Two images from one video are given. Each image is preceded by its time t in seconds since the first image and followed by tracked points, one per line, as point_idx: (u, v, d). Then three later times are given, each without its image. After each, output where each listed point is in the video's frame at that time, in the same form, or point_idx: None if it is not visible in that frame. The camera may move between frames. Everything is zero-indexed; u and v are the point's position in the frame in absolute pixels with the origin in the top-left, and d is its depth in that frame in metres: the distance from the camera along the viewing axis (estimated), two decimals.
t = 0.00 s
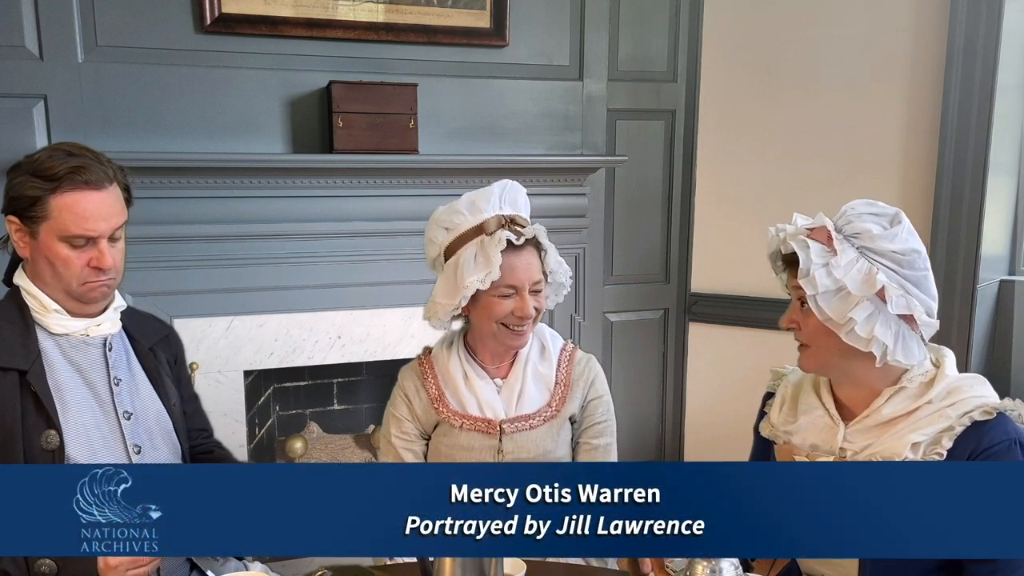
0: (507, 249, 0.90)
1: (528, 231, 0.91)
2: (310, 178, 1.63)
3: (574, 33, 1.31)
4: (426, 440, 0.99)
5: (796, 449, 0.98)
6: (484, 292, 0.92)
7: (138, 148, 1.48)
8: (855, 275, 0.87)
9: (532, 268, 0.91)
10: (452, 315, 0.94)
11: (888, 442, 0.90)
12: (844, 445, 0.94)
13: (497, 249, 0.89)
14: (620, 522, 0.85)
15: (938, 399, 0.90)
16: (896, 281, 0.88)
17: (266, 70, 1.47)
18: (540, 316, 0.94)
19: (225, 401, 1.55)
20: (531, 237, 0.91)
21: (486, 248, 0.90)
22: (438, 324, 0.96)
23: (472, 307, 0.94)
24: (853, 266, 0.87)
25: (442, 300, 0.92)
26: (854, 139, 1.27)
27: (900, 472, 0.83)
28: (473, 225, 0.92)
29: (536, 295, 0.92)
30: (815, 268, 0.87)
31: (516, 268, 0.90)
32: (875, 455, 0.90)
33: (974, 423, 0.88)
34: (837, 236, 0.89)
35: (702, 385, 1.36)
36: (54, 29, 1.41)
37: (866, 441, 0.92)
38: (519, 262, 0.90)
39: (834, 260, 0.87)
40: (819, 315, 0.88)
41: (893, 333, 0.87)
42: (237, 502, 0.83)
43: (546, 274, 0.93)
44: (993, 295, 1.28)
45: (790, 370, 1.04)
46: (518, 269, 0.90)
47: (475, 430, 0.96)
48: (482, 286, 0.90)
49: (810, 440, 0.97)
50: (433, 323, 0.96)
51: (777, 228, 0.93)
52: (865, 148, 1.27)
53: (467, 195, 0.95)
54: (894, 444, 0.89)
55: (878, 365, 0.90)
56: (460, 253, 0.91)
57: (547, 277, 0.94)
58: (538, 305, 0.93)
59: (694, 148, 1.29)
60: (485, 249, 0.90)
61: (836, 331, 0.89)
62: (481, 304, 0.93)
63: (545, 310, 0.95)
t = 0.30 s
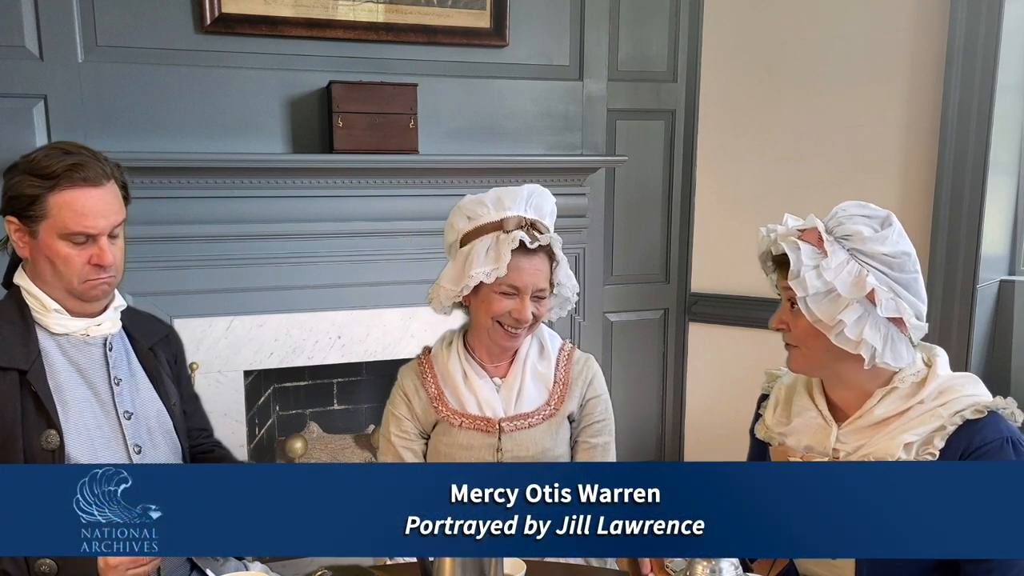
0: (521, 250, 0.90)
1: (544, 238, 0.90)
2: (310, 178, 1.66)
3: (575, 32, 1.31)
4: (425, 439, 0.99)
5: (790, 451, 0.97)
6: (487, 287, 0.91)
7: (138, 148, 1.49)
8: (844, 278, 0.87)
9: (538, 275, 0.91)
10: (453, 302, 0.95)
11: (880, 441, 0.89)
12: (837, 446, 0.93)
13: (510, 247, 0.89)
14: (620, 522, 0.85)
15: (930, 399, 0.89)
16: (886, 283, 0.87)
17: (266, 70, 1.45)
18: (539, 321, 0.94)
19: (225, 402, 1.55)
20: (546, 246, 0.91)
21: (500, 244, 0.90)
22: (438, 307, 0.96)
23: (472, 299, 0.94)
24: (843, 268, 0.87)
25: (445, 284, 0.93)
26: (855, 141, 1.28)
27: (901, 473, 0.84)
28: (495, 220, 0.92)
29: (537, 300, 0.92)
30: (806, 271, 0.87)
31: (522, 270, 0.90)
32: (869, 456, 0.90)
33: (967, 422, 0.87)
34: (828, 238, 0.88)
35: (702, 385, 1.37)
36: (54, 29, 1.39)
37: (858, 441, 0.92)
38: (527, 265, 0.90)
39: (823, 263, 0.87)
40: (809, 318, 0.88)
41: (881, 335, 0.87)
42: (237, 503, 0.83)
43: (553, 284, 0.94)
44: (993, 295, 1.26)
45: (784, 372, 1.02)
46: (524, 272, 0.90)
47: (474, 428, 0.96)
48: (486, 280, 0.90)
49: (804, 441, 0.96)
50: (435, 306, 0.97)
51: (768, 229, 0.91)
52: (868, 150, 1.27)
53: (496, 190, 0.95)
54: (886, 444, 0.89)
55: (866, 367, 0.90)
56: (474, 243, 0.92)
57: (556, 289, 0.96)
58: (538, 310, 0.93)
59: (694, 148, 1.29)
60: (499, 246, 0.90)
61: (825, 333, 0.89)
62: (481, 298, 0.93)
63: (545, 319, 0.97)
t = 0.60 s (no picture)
0: (528, 249, 0.90)
1: (550, 237, 0.91)
2: (310, 178, 1.59)
3: (574, 33, 1.37)
4: (428, 437, 0.99)
5: (785, 454, 0.97)
6: (493, 286, 0.91)
7: (138, 148, 1.47)
8: (844, 276, 0.87)
9: (543, 274, 0.91)
10: (457, 301, 0.94)
11: (874, 443, 0.89)
12: (832, 448, 0.94)
13: (517, 246, 0.89)
14: (620, 522, 0.85)
15: (922, 399, 0.90)
16: (884, 284, 0.87)
17: (266, 70, 1.52)
18: (543, 321, 0.94)
19: (224, 401, 1.54)
20: (551, 245, 0.92)
21: (506, 242, 0.90)
22: (443, 306, 0.96)
23: (479, 298, 0.93)
24: (843, 267, 0.87)
25: (450, 282, 0.92)
26: (856, 141, 1.27)
27: (900, 472, 0.83)
28: (500, 219, 0.92)
29: (541, 300, 0.92)
30: (805, 267, 0.87)
31: (528, 269, 0.90)
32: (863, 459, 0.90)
33: (958, 423, 0.88)
34: (829, 236, 0.89)
35: (702, 385, 1.35)
36: (54, 29, 1.41)
37: (851, 444, 0.92)
38: (533, 263, 0.90)
39: (823, 261, 0.87)
40: (806, 316, 0.88)
41: (876, 337, 0.87)
42: (238, 500, 0.82)
43: (558, 285, 0.94)
44: (992, 294, 1.25)
45: (779, 374, 1.04)
46: (530, 271, 0.90)
47: (477, 427, 0.96)
48: (492, 280, 0.90)
49: (798, 444, 0.96)
50: (440, 306, 0.96)
51: (770, 225, 0.93)
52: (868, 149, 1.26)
53: (502, 189, 0.94)
54: (880, 446, 0.89)
55: (858, 367, 0.89)
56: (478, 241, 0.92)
57: (559, 289, 0.95)
58: (542, 310, 0.93)
59: (693, 148, 1.29)
60: (506, 244, 0.90)
61: (820, 331, 0.88)
62: (487, 295, 0.92)
63: (548, 318, 0.96)
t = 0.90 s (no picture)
0: (535, 247, 0.91)
1: (557, 235, 0.92)
2: (310, 178, 1.59)
3: (574, 34, 1.33)
4: (431, 436, 0.99)
5: (787, 454, 0.98)
6: (502, 283, 0.92)
7: (138, 148, 1.48)
8: (814, 288, 0.87)
9: (552, 271, 0.91)
10: (465, 301, 0.94)
11: (874, 446, 0.89)
12: (832, 449, 0.94)
13: (525, 244, 0.90)
14: (620, 522, 0.85)
15: (923, 399, 0.90)
16: (857, 291, 0.87)
17: (266, 70, 1.52)
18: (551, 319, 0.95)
19: (223, 402, 1.55)
20: (557, 244, 0.92)
21: (514, 240, 0.91)
22: (450, 309, 0.96)
23: (486, 297, 0.93)
24: (813, 279, 0.87)
25: (455, 283, 0.93)
26: (856, 140, 1.26)
27: (900, 472, 0.82)
28: (505, 219, 0.92)
29: (549, 298, 0.93)
30: (775, 284, 0.88)
31: (536, 267, 0.91)
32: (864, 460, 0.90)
33: (959, 422, 0.87)
34: (796, 249, 0.89)
35: (702, 385, 1.35)
36: (54, 29, 1.42)
37: (852, 444, 0.92)
38: (542, 260, 0.91)
39: (792, 276, 0.87)
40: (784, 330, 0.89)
41: (857, 343, 0.87)
42: (238, 502, 0.83)
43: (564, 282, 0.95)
44: (992, 295, 1.26)
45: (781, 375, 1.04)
46: (539, 268, 0.90)
47: (479, 426, 0.96)
48: (502, 278, 0.90)
49: (801, 445, 0.97)
50: (448, 310, 0.96)
51: (744, 244, 0.94)
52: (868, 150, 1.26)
53: (503, 189, 0.94)
54: (881, 448, 0.89)
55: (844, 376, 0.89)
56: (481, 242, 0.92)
57: (565, 287, 0.96)
58: (550, 308, 0.93)
59: (693, 148, 1.29)
60: (512, 242, 0.91)
61: (800, 344, 0.89)
62: (494, 295, 0.92)
63: (555, 316, 0.96)
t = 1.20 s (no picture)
0: (543, 249, 0.91)
1: (564, 236, 0.91)
2: (310, 178, 1.61)
3: (574, 34, 1.33)
4: (433, 435, 0.99)
5: (792, 451, 0.98)
6: (508, 284, 0.92)
7: (138, 148, 1.47)
8: (838, 281, 0.87)
9: (557, 273, 0.91)
10: (470, 302, 0.94)
11: (880, 442, 0.90)
12: (838, 446, 0.94)
13: (532, 245, 0.89)
14: (620, 522, 0.85)
15: (933, 399, 0.89)
16: (880, 287, 0.87)
17: (266, 70, 1.52)
18: (556, 321, 0.95)
19: (224, 402, 1.54)
20: (564, 245, 0.92)
21: (520, 241, 0.91)
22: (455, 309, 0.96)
23: (492, 296, 0.93)
24: (836, 272, 0.87)
25: (461, 282, 0.93)
26: (855, 140, 1.27)
27: (900, 472, 0.83)
28: (511, 219, 0.92)
29: (555, 299, 0.93)
30: (797, 275, 0.87)
31: (542, 269, 0.91)
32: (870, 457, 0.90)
33: (969, 423, 0.88)
34: (821, 242, 0.89)
35: (702, 385, 1.34)
36: (54, 29, 1.41)
37: (859, 441, 0.92)
38: (549, 262, 0.91)
39: (816, 267, 0.87)
40: (804, 322, 0.88)
41: (877, 340, 0.87)
42: (238, 502, 0.83)
43: (570, 285, 0.94)
44: (993, 295, 1.22)
45: (787, 372, 1.03)
46: (545, 270, 0.90)
47: (483, 426, 0.96)
48: (507, 279, 0.90)
49: (806, 441, 0.97)
50: (453, 309, 0.96)
51: (765, 234, 0.94)
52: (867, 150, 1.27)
53: (510, 189, 0.94)
54: (887, 445, 0.89)
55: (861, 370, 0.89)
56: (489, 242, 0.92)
57: (570, 288, 0.95)
58: (556, 309, 0.94)
59: (693, 148, 1.30)
60: (519, 243, 0.91)
61: (819, 336, 0.88)
62: (500, 296, 0.93)
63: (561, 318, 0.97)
